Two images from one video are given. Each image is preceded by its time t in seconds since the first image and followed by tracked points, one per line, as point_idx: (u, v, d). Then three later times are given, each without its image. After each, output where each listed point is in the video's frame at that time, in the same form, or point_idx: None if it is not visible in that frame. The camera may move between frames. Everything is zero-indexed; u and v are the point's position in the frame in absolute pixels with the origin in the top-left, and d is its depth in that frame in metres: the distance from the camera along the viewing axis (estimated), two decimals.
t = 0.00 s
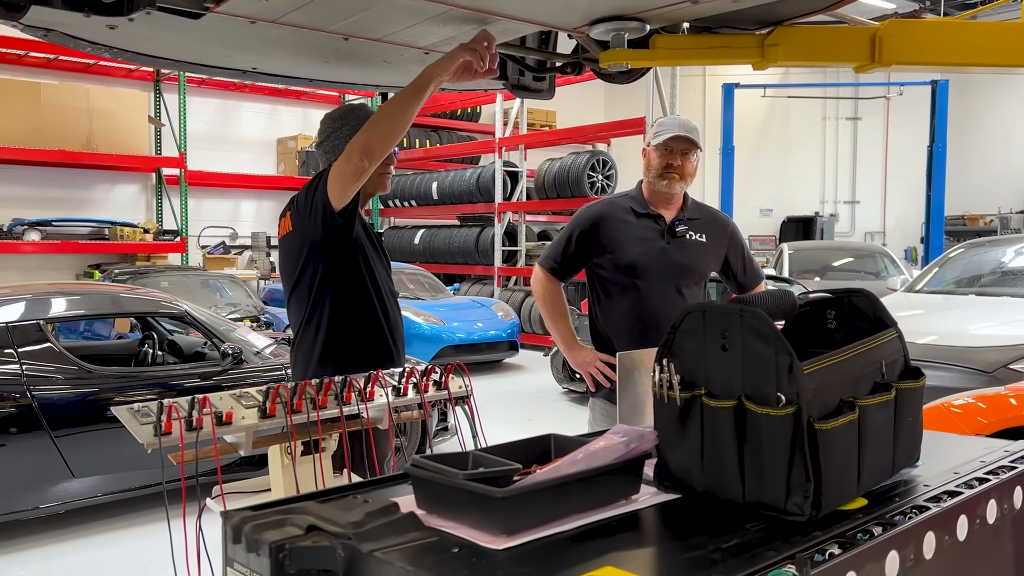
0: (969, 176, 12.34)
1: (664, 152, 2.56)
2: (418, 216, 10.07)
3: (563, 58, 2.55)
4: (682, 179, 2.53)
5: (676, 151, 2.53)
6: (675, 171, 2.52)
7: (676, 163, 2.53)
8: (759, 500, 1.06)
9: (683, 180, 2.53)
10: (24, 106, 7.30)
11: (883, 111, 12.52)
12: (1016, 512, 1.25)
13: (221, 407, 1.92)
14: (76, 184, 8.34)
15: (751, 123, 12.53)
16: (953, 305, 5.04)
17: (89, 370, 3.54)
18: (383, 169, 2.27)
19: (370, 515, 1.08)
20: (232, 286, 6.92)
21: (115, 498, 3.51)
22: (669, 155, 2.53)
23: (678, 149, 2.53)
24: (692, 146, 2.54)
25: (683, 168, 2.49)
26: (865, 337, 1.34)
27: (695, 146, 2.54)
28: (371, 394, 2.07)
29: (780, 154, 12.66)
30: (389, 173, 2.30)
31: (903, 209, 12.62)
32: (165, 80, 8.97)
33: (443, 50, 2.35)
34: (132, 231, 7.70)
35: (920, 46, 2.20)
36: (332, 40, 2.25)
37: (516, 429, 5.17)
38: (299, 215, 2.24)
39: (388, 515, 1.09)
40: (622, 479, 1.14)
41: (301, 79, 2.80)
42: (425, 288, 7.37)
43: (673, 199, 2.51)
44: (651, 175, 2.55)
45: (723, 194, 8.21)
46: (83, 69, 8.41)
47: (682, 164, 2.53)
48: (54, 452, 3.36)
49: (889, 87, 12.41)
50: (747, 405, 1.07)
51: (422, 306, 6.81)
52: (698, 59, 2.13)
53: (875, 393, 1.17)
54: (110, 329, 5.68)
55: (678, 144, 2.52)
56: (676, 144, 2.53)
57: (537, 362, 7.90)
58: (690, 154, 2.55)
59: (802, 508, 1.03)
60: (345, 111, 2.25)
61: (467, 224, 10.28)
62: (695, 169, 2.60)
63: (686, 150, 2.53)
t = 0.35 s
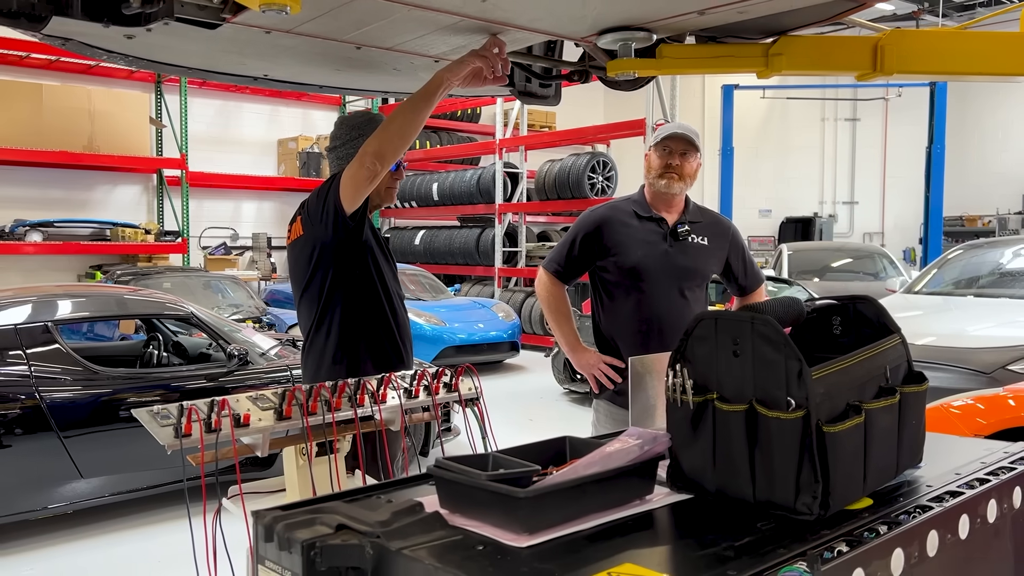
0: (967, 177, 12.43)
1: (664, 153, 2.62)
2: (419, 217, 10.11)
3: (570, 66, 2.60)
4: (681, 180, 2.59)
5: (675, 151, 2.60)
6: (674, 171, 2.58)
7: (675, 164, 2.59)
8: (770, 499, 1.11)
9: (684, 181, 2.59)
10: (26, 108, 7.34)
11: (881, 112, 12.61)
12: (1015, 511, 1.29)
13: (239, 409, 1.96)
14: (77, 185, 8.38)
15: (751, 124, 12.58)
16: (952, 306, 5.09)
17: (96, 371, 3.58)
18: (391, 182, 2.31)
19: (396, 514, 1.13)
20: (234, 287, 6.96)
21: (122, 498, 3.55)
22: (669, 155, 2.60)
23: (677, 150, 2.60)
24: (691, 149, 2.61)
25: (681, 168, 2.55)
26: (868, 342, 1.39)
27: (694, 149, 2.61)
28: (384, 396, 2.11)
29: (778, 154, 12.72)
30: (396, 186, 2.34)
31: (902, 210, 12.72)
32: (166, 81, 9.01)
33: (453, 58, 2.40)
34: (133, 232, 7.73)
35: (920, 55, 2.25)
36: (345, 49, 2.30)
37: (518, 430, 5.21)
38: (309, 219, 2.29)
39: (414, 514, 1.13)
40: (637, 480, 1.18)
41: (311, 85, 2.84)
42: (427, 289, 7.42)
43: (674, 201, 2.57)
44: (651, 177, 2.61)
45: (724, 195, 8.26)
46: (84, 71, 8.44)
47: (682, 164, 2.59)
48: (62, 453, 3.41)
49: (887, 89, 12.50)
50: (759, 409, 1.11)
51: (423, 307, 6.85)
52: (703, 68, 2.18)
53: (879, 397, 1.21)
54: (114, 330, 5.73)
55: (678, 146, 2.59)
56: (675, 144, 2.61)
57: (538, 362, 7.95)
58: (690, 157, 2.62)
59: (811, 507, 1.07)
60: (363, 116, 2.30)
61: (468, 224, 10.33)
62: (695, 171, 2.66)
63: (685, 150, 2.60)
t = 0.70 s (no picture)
0: (964, 177, 12.47)
1: (657, 157, 2.66)
2: (416, 217, 10.13)
3: (566, 73, 2.60)
4: (674, 183, 2.61)
5: (667, 155, 2.64)
6: (667, 175, 2.61)
7: (668, 167, 2.63)
8: (759, 507, 1.12)
9: (677, 185, 2.61)
10: (24, 108, 7.36)
11: (879, 113, 12.67)
12: (1002, 517, 1.31)
13: (237, 415, 1.98)
14: (75, 185, 8.39)
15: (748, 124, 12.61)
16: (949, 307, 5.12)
17: (95, 374, 3.59)
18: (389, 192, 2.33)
19: (391, 522, 1.14)
20: (232, 288, 6.99)
21: (122, 500, 3.56)
22: (662, 159, 2.64)
23: (669, 155, 2.64)
24: (683, 154, 2.64)
25: (674, 171, 2.58)
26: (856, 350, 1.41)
27: (686, 153, 2.64)
28: (380, 401, 2.13)
29: (775, 155, 12.75)
30: (392, 198, 2.36)
31: (899, 210, 12.77)
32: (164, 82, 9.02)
33: (449, 65, 2.41)
34: (131, 232, 7.74)
35: (911, 63, 2.26)
36: (343, 57, 2.32)
37: (516, 431, 5.22)
38: (304, 223, 2.30)
39: (409, 523, 1.15)
40: (629, 488, 1.20)
41: (308, 91, 2.86)
42: (424, 290, 7.45)
43: (668, 205, 2.59)
44: (645, 181, 2.64)
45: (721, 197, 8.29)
46: (82, 72, 8.46)
47: (675, 168, 2.62)
48: (61, 455, 3.42)
49: (884, 90, 12.55)
50: (748, 419, 1.13)
51: (421, 308, 6.86)
52: (698, 77, 2.20)
53: (867, 406, 1.23)
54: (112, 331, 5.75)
55: (670, 151, 2.64)
56: (667, 148, 2.65)
57: (536, 363, 7.97)
58: (682, 161, 2.65)
59: (799, 515, 1.09)
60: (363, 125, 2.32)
61: (466, 224, 10.34)
62: (689, 175, 2.68)
63: (677, 155, 2.63)
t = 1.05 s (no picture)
0: (961, 176, 12.50)
1: (646, 160, 2.67)
2: (412, 217, 10.14)
3: (555, 77, 2.60)
4: (663, 186, 2.61)
5: (656, 158, 2.64)
6: (656, 178, 2.61)
7: (657, 170, 2.63)
8: (732, 515, 1.13)
9: (666, 188, 2.62)
10: (19, 108, 7.34)
11: (875, 112, 12.70)
12: (978, 523, 1.32)
13: (221, 419, 1.98)
14: (71, 185, 8.38)
15: (745, 124, 12.60)
16: (944, 308, 5.12)
17: (87, 375, 3.59)
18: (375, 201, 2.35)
19: (367, 530, 1.14)
20: (228, 289, 6.99)
21: (114, 501, 3.56)
22: (651, 161, 2.65)
23: (659, 157, 2.64)
24: (673, 156, 2.65)
25: (663, 174, 2.58)
26: (835, 356, 1.42)
27: (675, 155, 2.64)
28: (366, 405, 2.13)
29: (773, 154, 12.73)
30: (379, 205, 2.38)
31: (896, 209, 12.78)
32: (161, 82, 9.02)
33: (437, 69, 2.41)
34: (127, 232, 7.74)
35: (897, 67, 2.27)
36: (330, 60, 2.32)
37: (511, 432, 5.23)
38: (287, 229, 2.30)
39: (384, 531, 1.15)
40: (604, 495, 1.20)
41: (298, 93, 2.86)
42: (421, 290, 7.45)
43: (657, 208, 2.59)
44: (635, 184, 2.64)
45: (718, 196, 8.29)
46: (78, 72, 8.45)
47: (663, 170, 2.62)
48: (53, 456, 3.42)
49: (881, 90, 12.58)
50: (722, 427, 1.13)
51: (417, 308, 6.86)
52: (684, 81, 2.20)
53: (842, 413, 1.24)
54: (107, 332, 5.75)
55: (660, 153, 2.64)
56: (656, 151, 2.65)
57: (532, 363, 7.97)
58: (672, 164, 2.65)
59: (772, 523, 1.10)
60: (354, 130, 2.29)
61: (463, 225, 10.34)
62: (678, 177, 2.69)
63: (667, 157, 2.64)
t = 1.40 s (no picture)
0: (957, 176, 12.52)
1: (631, 163, 2.66)
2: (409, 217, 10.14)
3: (538, 80, 2.61)
4: (648, 189, 2.61)
5: (640, 161, 2.63)
6: (642, 181, 2.61)
7: (643, 174, 2.62)
8: (698, 521, 1.13)
9: (652, 191, 2.61)
10: (13, 108, 7.33)
11: (872, 112, 12.72)
12: (946, 528, 1.32)
13: (201, 422, 1.98)
14: (67, 185, 8.37)
15: (742, 124, 12.61)
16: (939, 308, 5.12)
17: (78, 376, 3.58)
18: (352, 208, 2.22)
19: (332, 537, 1.15)
20: (223, 289, 6.98)
21: (103, 503, 3.56)
22: (636, 165, 2.64)
23: (643, 160, 2.63)
24: (659, 158, 2.63)
25: (648, 177, 2.58)
26: (806, 361, 1.42)
27: (661, 158, 2.64)
28: (347, 409, 2.13)
29: (770, 153, 12.72)
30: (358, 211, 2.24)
31: (892, 209, 12.80)
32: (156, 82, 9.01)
33: (421, 71, 2.41)
34: (123, 233, 7.73)
35: (878, 71, 2.27)
36: (312, 63, 2.32)
37: (504, 433, 5.23)
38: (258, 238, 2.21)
39: (350, 537, 1.15)
40: (571, 501, 1.21)
41: (284, 95, 2.85)
42: (416, 290, 7.45)
43: (643, 211, 2.59)
44: (620, 187, 2.64)
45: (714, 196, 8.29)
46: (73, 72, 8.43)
47: (649, 173, 2.61)
48: (42, 458, 3.41)
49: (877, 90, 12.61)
50: (686, 433, 1.13)
51: (412, 308, 6.86)
52: (666, 84, 2.20)
53: (810, 419, 1.24)
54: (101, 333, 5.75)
55: (645, 157, 2.63)
56: (641, 154, 2.64)
57: (527, 363, 7.98)
58: (658, 167, 2.64)
59: (736, 529, 1.10)
60: (334, 139, 2.13)
61: (459, 225, 10.34)
62: (664, 179, 2.68)
63: (651, 160, 2.62)
